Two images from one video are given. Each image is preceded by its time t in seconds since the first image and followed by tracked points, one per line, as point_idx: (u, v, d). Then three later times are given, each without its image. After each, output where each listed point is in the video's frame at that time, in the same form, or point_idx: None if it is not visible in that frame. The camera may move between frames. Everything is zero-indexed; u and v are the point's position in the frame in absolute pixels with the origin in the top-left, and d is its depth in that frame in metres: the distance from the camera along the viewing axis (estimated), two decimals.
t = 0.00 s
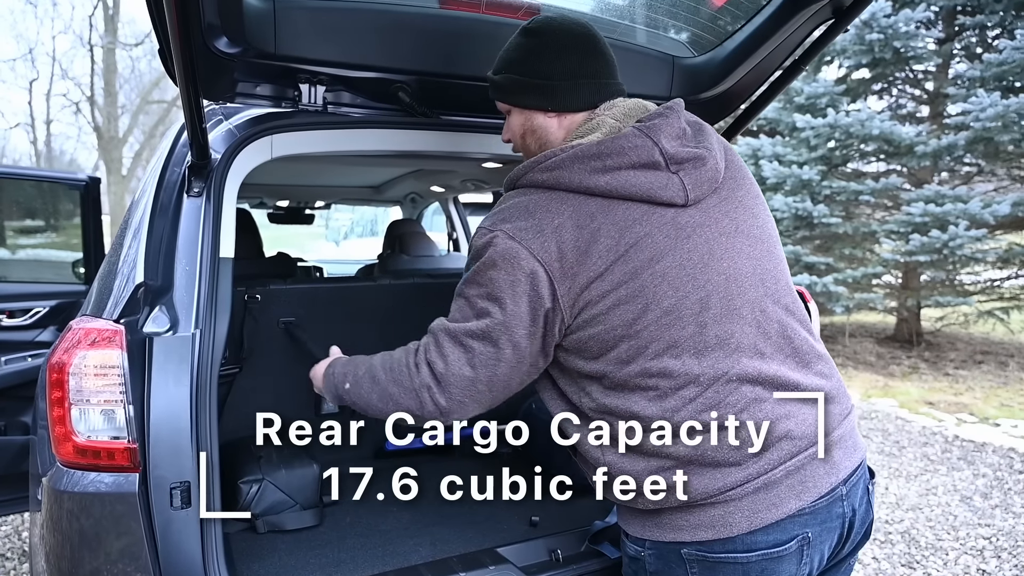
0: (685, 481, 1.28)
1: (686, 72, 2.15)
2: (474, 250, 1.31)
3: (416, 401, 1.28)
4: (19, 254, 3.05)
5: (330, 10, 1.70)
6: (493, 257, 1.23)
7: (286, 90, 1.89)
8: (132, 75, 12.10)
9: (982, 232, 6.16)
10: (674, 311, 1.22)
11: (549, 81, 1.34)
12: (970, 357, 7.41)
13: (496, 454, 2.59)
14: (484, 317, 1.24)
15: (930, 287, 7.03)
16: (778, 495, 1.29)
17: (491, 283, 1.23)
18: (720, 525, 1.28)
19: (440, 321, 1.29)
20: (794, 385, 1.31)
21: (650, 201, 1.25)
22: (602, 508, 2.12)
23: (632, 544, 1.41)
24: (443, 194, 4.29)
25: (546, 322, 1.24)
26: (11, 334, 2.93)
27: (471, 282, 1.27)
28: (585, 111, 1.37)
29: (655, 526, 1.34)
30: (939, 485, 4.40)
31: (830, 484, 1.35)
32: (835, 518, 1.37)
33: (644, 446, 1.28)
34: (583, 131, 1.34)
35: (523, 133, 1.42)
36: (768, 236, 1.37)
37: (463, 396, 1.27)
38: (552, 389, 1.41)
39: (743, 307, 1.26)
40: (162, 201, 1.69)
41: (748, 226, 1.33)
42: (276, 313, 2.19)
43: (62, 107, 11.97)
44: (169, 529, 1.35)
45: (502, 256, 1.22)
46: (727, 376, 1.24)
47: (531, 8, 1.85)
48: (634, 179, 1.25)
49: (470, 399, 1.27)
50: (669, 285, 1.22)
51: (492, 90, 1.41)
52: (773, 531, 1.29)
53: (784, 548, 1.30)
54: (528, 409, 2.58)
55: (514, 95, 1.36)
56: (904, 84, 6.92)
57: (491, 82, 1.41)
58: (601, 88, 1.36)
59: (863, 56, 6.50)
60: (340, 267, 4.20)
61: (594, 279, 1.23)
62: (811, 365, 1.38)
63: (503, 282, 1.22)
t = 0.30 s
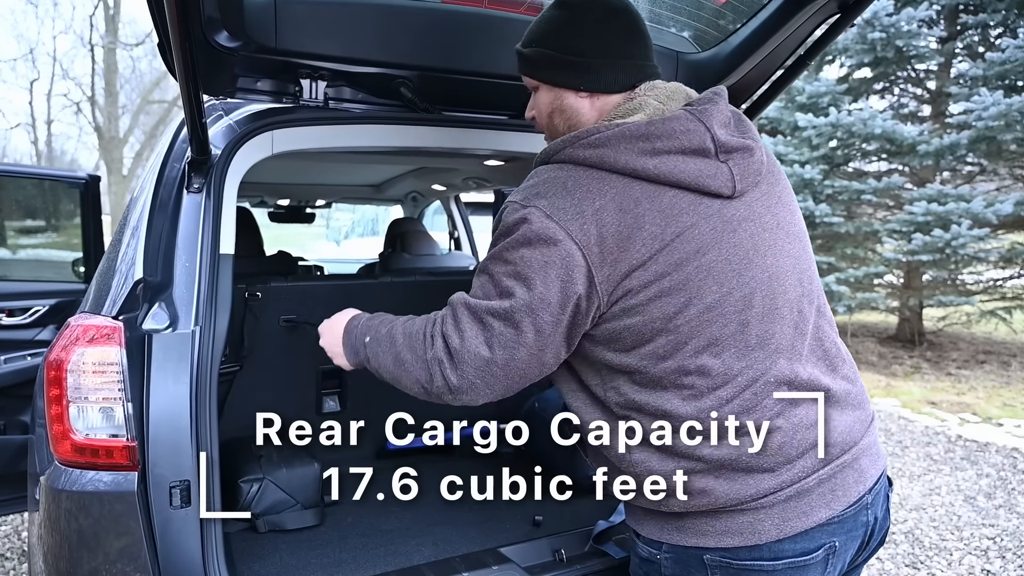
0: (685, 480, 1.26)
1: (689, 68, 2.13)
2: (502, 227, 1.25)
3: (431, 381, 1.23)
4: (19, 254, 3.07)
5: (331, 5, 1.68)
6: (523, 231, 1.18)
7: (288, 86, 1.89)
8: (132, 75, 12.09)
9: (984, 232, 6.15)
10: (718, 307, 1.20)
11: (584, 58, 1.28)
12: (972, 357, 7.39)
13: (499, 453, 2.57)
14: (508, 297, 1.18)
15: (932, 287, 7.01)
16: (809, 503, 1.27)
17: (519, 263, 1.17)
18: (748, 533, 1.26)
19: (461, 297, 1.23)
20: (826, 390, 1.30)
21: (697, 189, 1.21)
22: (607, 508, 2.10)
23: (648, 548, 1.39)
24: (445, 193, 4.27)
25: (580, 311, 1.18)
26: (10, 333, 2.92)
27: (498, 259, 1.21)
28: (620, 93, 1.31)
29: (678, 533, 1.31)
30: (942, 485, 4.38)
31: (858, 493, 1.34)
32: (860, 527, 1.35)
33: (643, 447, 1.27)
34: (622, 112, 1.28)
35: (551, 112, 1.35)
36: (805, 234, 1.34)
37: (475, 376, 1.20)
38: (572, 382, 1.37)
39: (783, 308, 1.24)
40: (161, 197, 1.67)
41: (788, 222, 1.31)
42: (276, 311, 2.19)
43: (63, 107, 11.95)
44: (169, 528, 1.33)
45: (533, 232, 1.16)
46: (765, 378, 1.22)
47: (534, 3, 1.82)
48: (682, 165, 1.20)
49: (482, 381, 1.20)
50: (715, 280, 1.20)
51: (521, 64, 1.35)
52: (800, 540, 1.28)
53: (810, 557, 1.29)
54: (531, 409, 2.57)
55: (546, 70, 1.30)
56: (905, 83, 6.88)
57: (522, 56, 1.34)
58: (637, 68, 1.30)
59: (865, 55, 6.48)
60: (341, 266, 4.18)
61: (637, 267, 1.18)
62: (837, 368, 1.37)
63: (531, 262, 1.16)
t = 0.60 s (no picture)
0: (684, 480, 1.27)
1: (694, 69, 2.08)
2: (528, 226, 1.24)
3: (454, 378, 1.24)
4: (20, 254, 3.09)
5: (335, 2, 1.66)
6: (553, 235, 1.18)
7: (291, 84, 1.89)
8: (133, 75, 12.08)
9: (987, 232, 6.15)
10: (771, 311, 1.19)
11: (618, 50, 1.26)
12: (974, 358, 7.38)
13: (502, 453, 2.57)
14: (537, 299, 1.18)
15: (934, 287, 6.99)
16: (867, 511, 1.28)
17: (549, 267, 1.17)
18: (811, 544, 1.25)
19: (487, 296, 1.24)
20: (870, 393, 1.31)
21: (745, 191, 1.20)
22: (612, 508, 2.09)
23: (690, 563, 1.36)
24: (446, 192, 4.26)
25: (616, 322, 1.16)
26: (11, 333, 2.90)
27: (527, 260, 1.21)
28: (652, 89, 1.29)
29: (732, 547, 1.29)
30: (944, 485, 4.38)
31: (903, 497, 1.35)
32: (904, 529, 1.37)
33: (644, 445, 1.29)
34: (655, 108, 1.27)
35: (579, 105, 1.34)
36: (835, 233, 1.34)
37: (500, 374, 1.21)
38: (604, 385, 1.33)
39: (831, 309, 1.24)
40: (163, 196, 1.67)
41: (824, 222, 1.31)
42: (279, 311, 2.18)
43: (64, 107, 11.94)
44: (172, 528, 1.32)
45: (566, 236, 1.16)
46: (821, 382, 1.21)
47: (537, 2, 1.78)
48: (728, 166, 1.20)
49: (507, 380, 1.21)
50: (765, 283, 1.19)
51: (550, 53, 1.32)
52: (860, 547, 1.28)
53: (866, 565, 1.30)
54: (535, 408, 2.56)
55: (576, 62, 1.28)
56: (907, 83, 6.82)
57: (551, 47, 1.32)
58: (668, 62, 1.29)
59: (867, 54, 6.49)
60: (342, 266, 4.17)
61: (685, 273, 1.16)
62: (871, 367, 1.37)
63: (563, 266, 1.16)
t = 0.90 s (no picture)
0: (684, 480, 1.27)
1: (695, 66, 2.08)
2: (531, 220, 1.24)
3: (447, 367, 1.23)
4: (20, 254, 3.07)
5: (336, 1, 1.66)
6: (555, 225, 1.18)
7: (292, 83, 1.88)
8: (134, 75, 12.08)
9: (988, 231, 6.15)
10: (779, 311, 1.18)
11: (622, 50, 1.26)
12: (975, 357, 7.36)
13: (502, 453, 2.57)
14: (538, 291, 1.18)
15: (935, 287, 6.98)
16: (879, 512, 1.27)
17: (550, 259, 1.17)
18: (824, 546, 1.24)
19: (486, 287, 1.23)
20: (880, 392, 1.30)
21: (752, 189, 1.20)
22: (614, 508, 2.09)
23: (701, 566, 1.35)
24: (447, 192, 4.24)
25: (618, 316, 1.14)
26: (11, 332, 2.89)
27: (528, 252, 1.21)
28: (656, 90, 1.29)
29: (743, 550, 1.28)
30: (946, 484, 4.37)
31: (914, 498, 1.35)
32: (914, 530, 1.36)
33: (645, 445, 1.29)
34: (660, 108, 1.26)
35: (582, 105, 1.33)
36: (841, 232, 1.34)
37: (494, 364, 1.20)
38: (608, 383, 1.32)
39: (839, 309, 1.23)
40: (164, 194, 1.67)
41: (830, 221, 1.30)
42: (280, 311, 2.18)
43: (64, 107, 11.93)
44: (172, 528, 1.32)
45: (569, 227, 1.16)
46: (832, 380, 1.21)
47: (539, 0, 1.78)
48: (736, 164, 1.19)
49: (501, 371, 1.20)
50: (773, 283, 1.18)
51: (554, 51, 1.32)
52: (871, 548, 1.28)
53: (879, 566, 1.30)
54: (537, 408, 2.56)
55: (579, 61, 1.28)
56: (908, 83, 6.82)
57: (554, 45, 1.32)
58: (671, 64, 1.28)
59: (868, 53, 6.50)
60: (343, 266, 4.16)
61: (692, 271, 1.16)
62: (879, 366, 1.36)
63: (564, 257, 1.16)
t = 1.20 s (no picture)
0: (685, 481, 1.25)
1: (698, 62, 2.08)
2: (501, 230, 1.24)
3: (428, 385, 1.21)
4: (21, 253, 3.05)
5: None
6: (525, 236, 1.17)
7: (292, 81, 1.87)
8: (135, 75, 12.07)
9: (991, 231, 6.14)
10: (734, 315, 1.17)
11: (592, 47, 1.24)
12: (977, 357, 7.35)
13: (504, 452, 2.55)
14: (509, 299, 1.18)
15: (937, 287, 6.96)
16: (834, 508, 1.25)
17: (521, 268, 1.17)
18: (772, 539, 1.23)
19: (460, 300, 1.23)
20: (847, 391, 1.28)
21: (714, 193, 1.18)
22: (617, 509, 2.07)
23: (661, 552, 1.36)
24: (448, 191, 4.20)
25: (584, 318, 1.16)
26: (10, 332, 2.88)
27: (500, 263, 1.21)
28: (627, 87, 1.28)
29: (696, 537, 1.29)
30: (949, 485, 4.36)
31: (879, 497, 1.31)
32: (881, 530, 1.33)
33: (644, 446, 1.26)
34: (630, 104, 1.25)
35: (555, 103, 1.32)
36: (818, 231, 1.31)
37: (474, 377, 1.19)
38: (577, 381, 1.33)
39: (803, 311, 1.21)
40: (164, 191, 1.65)
41: (803, 220, 1.27)
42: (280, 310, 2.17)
43: (65, 107, 11.90)
44: (172, 530, 1.30)
45: (538, 237, 1.15)
46: (786, 380, 1.19)
47: None
48: (699, 167, 1.17)
49: (481, 382, 1.19)
50: (729, 287, 1.17)
51: (526, 48, 1.31)
52: (825, 545, 1.26)
53: (834, 563, 1.27)
54: (538, 408, 2.54)
55: (550, 57, 1.27)
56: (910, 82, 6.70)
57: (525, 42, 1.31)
58: (643, 59, 1.27)
59: (870, 53, 6.46)
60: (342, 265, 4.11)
61: (650, 277, 1.15)
62: (856, 367, 1.33)
63: (535, 267, 1.16)
